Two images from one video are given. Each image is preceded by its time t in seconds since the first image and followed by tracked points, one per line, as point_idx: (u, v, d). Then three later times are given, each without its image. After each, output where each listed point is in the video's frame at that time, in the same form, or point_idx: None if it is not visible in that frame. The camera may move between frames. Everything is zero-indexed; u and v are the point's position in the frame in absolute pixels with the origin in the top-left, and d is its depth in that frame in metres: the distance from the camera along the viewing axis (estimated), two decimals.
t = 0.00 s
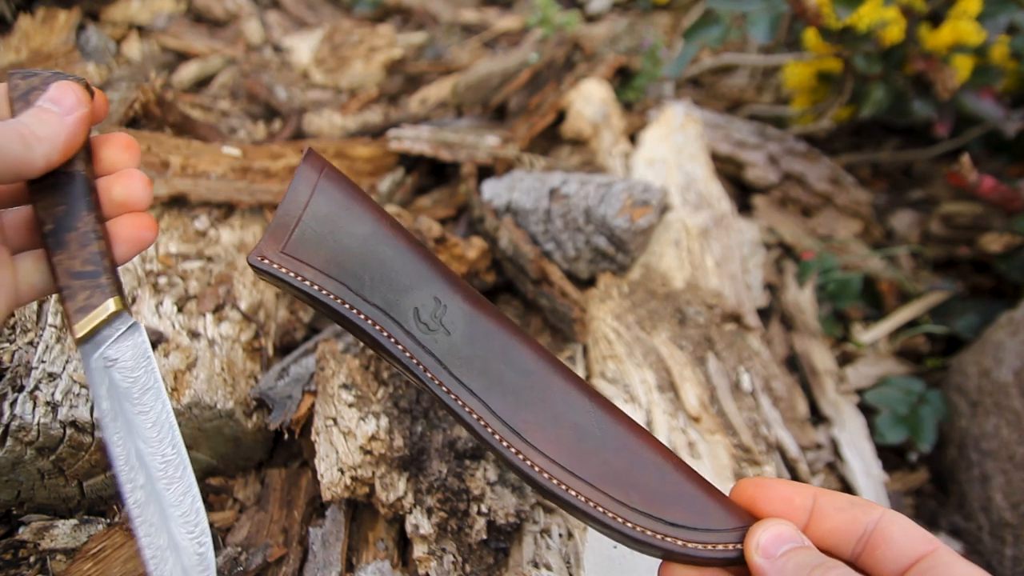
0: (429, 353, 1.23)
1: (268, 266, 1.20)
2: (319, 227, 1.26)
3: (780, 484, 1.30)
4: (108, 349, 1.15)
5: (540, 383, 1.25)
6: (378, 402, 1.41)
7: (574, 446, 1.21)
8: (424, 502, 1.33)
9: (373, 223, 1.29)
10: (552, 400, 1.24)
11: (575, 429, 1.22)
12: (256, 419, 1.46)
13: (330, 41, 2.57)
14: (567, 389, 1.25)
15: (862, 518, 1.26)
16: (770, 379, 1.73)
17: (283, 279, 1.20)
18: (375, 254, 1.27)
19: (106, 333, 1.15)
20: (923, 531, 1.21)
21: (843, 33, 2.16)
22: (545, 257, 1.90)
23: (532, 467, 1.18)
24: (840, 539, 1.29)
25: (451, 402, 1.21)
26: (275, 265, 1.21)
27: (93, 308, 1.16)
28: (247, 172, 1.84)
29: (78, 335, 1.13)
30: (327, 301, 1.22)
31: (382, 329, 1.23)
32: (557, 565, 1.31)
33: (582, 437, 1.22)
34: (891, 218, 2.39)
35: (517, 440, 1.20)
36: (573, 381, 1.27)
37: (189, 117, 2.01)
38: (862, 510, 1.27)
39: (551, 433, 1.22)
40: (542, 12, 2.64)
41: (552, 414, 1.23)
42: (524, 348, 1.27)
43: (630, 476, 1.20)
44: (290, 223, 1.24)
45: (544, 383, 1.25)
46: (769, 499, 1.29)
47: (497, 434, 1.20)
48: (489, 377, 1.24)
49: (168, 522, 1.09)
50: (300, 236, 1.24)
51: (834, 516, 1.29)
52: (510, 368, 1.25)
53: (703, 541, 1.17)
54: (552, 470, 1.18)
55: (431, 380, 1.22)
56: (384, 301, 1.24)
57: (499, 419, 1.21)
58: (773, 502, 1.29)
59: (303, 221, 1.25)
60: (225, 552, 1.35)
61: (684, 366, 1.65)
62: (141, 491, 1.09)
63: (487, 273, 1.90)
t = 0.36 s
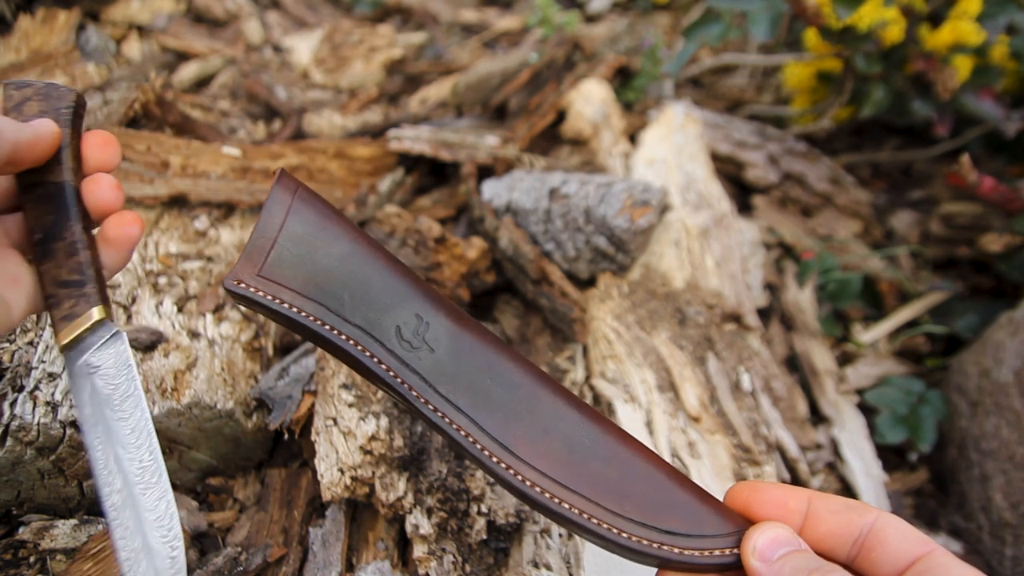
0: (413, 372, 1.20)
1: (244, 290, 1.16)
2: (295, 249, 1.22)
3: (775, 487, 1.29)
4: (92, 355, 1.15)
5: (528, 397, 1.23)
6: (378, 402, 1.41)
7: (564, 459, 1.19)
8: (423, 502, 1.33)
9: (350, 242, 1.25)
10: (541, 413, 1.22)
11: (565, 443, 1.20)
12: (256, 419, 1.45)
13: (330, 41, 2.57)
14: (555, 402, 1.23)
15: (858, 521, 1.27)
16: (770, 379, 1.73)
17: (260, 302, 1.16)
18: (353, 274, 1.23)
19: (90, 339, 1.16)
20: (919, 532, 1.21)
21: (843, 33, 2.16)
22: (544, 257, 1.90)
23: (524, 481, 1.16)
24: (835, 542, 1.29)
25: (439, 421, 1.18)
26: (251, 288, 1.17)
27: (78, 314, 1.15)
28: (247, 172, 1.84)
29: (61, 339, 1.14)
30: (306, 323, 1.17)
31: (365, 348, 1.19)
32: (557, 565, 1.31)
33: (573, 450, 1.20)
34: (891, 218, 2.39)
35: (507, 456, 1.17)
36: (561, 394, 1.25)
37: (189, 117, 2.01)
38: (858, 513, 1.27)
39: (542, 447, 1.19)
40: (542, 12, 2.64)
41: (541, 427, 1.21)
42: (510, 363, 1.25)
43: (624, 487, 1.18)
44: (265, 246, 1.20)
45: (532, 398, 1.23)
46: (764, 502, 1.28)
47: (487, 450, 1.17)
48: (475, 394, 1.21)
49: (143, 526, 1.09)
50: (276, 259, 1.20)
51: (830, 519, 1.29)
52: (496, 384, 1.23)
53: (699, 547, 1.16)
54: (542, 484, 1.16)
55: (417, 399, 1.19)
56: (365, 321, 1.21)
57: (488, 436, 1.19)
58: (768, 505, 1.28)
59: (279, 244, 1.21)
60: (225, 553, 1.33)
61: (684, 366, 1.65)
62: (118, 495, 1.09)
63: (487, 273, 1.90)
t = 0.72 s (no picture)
0: (412, 373, 1.19)
1: (239, 292, 1.14)
2: (289, 250, 1.21)
3: (775, 485, 1.30)
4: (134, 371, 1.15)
5: (527, 397, 1.22)
6: (378, 402, 1.41)
7: (565, 458, 1.19)
8: (424, 502, 1.33)
9: (345, 243, 1.24)
10: (540, 413, 1.21)
11: (565, 442, 1.20)
12: (256, 419, 1.45)
13: (329, 41, 2.57)
14: (554, 402, 1.23)
15: (859, 518, 1.26)
16: (770, 379, 1.73)
17: (255, 304, 1.15)
18: (348, 275, 1.22)
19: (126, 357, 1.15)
20: (920, 530, 1.21)
21: (843, 33, 2.16)
22: (544, 257, 1.90)
23: (525, 481, 1.15)
24: (837, 539, 1.29)
25: (439, 422, 1.17)
26: (246, 290, 1.16)
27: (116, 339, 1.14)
28: (247, 172, 1.84)
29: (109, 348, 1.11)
30: (302, 325, 1.16)
31: (363, 350, 1.18)
32: (557, 564, 1.31)
33: (573, 449, 1.20)
34: (891, 218, 2.39)
35: (508, 456, 1.17)
36: (559, 394, 1.25)
37: (190, 117, 2.01)
38: (860, 510, 1.27)
39: (542, 447, 1.19)
40: (542, 12, 2.64)
41: (541, 426, 1.21)
42: (508, 363, 1.24)
43: (624, 486, 1.18)
44: (258, 248, 1.19)
45: (530, 397, 1.23)
46: (765, 499, 1.29)
47: (488, 451, 1.17)
48: (474, 394, 1.20)
49: (175, 546, 1.07)
50: (270, 260, 1.19)
51: (831, 517, 1.29)
52: (495, 385, 1.22)
53: (703, 546, 1.16)
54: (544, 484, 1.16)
55: (415, 400, 1.18)
56: (362, 322, 1.20)
57: (487, 436, 1.18)
58: (768, 502, 1.29)
59: (273, 245, 1.20)
60: (225, 553, 1.34)
61: (684, 366, 1.65)
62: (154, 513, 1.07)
63: (487, 273, 1.90)
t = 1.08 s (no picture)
0: (421, 384, 1.19)
1: (248, 304, 1.14)
2: (298, 260, 1.19)
3: (784, 495, 1.28)
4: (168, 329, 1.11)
5: (536, 407, 1.22)
6: (378, 402, 1.41)
7: (574, 469, 1.18)
8: (424, 502, 1.33)
9: (354, 253, 1.23)
10: (549, 423, 1.21)
11: (575, 453, 1.20)
12: (256, 419, 1.45)
13: (329, 41, 2.57)
14: (563, 412, 1.22)
15: (868, 528, 1.28)
16: (770, 379, 1.73)
17: (265, 316, 1.14)
18: (357, 285, 1.21)
19: (159, 314, 1.12)
20: (927, 540, 1.24)
21: (843, 33, 2.16)
22: (544, 257, 1.90)
23: (535, 492, 1.15)
24: (845, 549, 1.30)
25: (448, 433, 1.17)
26: (255, 301, 1.15)
27: (154, 286, 1.10)
28: (247, 171, 1.85)
29: (173, 287, 1.11)
30: (311, 336, 1.16)
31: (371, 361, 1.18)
32: (557, 564, 1.31)
33: (582, 459, 1.19)
34: (891, 218, 2.39)
35: (517, 467, 1.17)
36: (568, 404, 1.24)
37: (190, 117, 2.01)
38: (868, 520, 1.28)
39: (551, 457, 1.18)
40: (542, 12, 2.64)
41: (550, 436, 1.20)
42: (517, 373, 1.23)
43: (635, 496, 1.18)
44: (267, 259, 1.18)
45: (540, 408, 1.22)
46: (774, 510, 1.27)
47: (497, 461, 1.17)
48: (483, 404, 1.20)
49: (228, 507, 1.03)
50: (279, 271, 1.18)
51: (840, 526, 1.30)
52: (504, 395, 1.21)
53: (711, 556, 1.16)
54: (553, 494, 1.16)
55: (425, 411, 1.18)
56: (371, 333, 1.19)
57: (497, 447, 1.18)
58: (778, 513, 1.27)
59: (282, 255, 1.19)
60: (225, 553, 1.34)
61: (684, 366, 1.65)
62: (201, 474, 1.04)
63: (487, 273, 1.90)
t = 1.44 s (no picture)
0: (450, 402, 1.20)
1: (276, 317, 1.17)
2: (325, 274, 1.23)
3: (809, 517, 1.29)
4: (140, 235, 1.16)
5: (567, 428, 1.22)
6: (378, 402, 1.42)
7: (605, 492, 1.19)
8: (424, 503, 1.33)
9: (383, 267, 1.26)
10: (579, 445, 1.21)
11: (606, 475, 1.20)
12: (256, 419, 1.44)
13: (330, 41, 2.57)
14: (594, 433, 1.23)
15: (891, 549, 1.28)
16: (770, 379, 1.73)
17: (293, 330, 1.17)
18: (385, 301, 1.23)
19: (122, 229, 1.16)
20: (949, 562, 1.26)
21: (843, 33, 2.16)
22: (545, 257, 1.90)
23: (564, 514, 1.16)
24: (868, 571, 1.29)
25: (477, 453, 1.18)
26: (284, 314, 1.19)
27: (114, 205, 1.16)
28: (247, 172, 1.85)
29: (133, 202, 1.18)
30: (340, 352, 1.18)
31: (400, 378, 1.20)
32: (557, 565, 1.31)
33: (612, 482, 1.20)
34: (891, 218, 2.39)
35: (547, 489, 1.17)
36: (598, 424, 1.24)
37: (189, 117, 2.01)
38: (890, 541, 1.29)
39: (581, 479, 1.19)
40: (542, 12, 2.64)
41: (581, 458, 1.21)
42: (547, 392, 1.24)
43: (664, 520, 1.19)
44: (296, 271, 1.22)
45: (571, 429, 1.22)
46: (798, 533, 1.28)
47: (526, 482, 1.17)
48: (513, 424, 1.20)
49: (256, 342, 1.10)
50: (307, 284, 1.21)
51: (862, 548, 1.30)
52: (534, 415, 1.22)
53: None
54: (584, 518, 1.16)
55: (455, 430, 1.19)
56: (399, 349, 1.21)
57: (527, 467, 1.18)
58: (802, 536, 1.28)
59: (309, 268, 1.22)
60: (226, 552, 1.34)
61: (684, 366, 1.65)
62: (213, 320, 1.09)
63: (487, 273, 1.90)
